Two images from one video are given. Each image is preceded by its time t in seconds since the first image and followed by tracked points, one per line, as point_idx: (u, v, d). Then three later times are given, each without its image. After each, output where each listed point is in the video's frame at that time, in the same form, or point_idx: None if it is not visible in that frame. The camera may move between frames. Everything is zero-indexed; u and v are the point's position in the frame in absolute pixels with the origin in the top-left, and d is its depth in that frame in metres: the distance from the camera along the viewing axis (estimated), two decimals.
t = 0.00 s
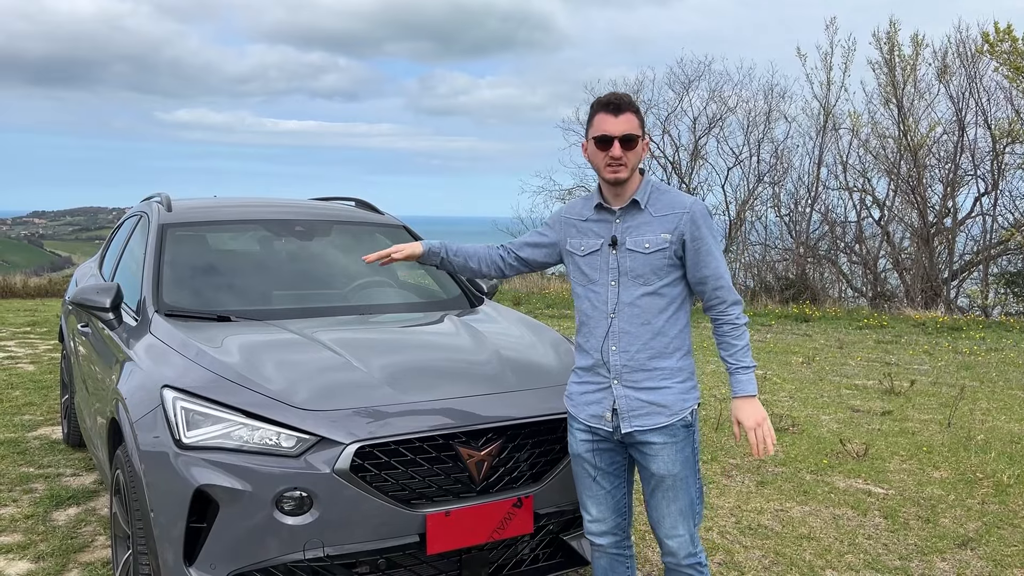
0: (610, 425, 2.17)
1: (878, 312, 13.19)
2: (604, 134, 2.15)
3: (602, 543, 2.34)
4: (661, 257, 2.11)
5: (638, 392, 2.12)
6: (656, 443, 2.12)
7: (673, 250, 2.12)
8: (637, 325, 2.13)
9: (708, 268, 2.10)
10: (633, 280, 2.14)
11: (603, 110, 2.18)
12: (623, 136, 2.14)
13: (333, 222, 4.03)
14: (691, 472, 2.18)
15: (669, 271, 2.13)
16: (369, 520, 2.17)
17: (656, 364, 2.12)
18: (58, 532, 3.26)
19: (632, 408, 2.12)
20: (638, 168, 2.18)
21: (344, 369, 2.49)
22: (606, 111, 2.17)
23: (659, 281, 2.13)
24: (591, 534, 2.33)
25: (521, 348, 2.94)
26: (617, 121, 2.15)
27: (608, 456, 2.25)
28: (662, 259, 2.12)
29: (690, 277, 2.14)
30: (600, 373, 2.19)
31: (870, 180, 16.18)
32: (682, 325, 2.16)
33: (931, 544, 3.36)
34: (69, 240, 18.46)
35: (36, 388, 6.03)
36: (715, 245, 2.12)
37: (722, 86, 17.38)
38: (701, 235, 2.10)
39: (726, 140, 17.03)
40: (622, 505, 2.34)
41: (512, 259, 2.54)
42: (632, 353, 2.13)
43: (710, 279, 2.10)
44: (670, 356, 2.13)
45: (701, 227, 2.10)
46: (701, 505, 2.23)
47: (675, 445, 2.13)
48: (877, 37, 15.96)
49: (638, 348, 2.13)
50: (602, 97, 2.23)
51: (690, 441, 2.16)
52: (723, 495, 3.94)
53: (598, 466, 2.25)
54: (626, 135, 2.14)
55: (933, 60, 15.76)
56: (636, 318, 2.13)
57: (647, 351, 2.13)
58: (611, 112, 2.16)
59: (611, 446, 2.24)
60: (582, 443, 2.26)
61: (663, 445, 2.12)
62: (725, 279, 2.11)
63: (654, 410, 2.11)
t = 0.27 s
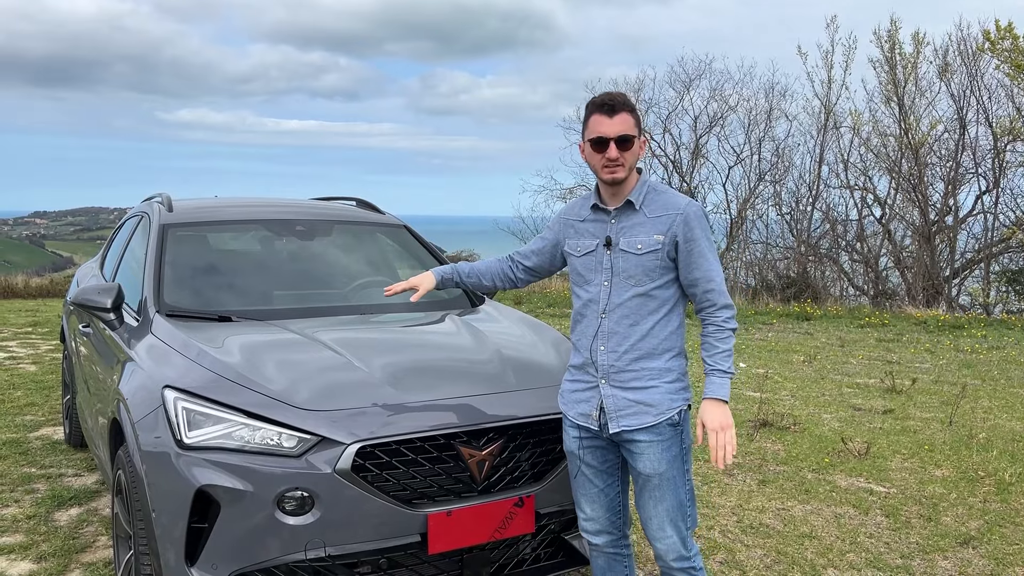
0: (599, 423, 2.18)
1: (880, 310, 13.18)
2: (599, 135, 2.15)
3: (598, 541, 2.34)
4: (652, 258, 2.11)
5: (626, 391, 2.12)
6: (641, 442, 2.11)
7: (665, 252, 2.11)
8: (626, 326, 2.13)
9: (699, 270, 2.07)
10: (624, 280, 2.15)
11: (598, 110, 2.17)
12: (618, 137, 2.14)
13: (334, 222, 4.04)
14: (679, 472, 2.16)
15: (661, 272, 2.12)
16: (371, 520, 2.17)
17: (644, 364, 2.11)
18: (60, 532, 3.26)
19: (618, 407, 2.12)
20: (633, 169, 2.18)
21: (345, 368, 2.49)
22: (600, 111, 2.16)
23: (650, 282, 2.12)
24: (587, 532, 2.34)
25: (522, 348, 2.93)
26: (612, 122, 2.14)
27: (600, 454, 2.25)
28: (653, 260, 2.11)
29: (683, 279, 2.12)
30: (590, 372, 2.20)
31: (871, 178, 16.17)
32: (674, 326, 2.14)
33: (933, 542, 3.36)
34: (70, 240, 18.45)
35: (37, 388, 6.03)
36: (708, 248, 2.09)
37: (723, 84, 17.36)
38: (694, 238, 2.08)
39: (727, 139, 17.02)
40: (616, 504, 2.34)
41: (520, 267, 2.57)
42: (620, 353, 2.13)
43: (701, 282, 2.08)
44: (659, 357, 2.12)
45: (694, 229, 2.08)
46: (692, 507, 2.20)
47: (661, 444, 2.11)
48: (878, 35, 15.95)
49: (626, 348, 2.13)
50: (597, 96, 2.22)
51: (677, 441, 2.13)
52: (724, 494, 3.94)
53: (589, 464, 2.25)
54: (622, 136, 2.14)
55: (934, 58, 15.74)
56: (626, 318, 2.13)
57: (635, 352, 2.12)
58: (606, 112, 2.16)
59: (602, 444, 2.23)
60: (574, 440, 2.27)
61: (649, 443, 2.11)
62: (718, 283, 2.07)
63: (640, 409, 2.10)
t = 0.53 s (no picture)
0: (586, 422, 2.18)
1: (881, 309, 13.17)
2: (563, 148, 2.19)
3: (595, 541, 2.34)
4: (641, 258, 2.10)
5: (613, 390, 2.12)
6: (627, 443, 2.11)
7: (653, 252, 2.09)
8: (614, 325, 2.13)
9: (683, 271, 2.03)
10: (613, 280, 2.15)
11: (567, 121, 2.19)
12: (573, 150, 2.15)
13: (335, 223, 4.03)
14: (665, 474, 2.14)
15: (649, 272, 2.10)
16: (371, 520, 2.17)
17: (631, 364, 2.11)
18: (61, 533, 3.27)
19: (605, 406, 2.12)
20: (603, 176, 2.16)
21: (345, 369, 2.49)
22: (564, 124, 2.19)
23: (638, 281, 2.11)
24: (583, 531, 2.34)
25: (523, 348, 2.93)
26: (570, 135, 2.16)
27: (593, 453, 2.25)
28: (642, 259, 2.10)
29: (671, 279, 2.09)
30: (581, 371, 2.22)
31: (872, 177, 16.16)
32: (663, 328, 2.13)
33: (934, 542, 3.36)
34: (70, 239, 18.46)
35: (38, 389, 6.03)
36: (696, 248, 2.04)
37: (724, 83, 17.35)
38: (682, 238, 2.05)
39: (728, 138, 17.02)
40: (611, 503, 2.33)
41: (523, 265, 2.58)
42: (608, 353, 2.13)
43: (684, 283, 2.03)
44: (646, 358, 2.11)
45: (682, 229, 2.05)
46: (681, 509, 2.18)
47: (646, 446, 2.10)
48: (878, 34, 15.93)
49: (614, 347, 2.13)
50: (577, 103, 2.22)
51: (664, 442, 2.12)
52: (725, 493, 3.93)
53: (581, 463, 2.25)
54: (577, 149, 2.15)
55: (935, 57, 15.72)
56: (614, 317, 2.13)
57: (622, 351, 2.12)
58: (569, 124, 2.18)
59: (594, 443, 2.23)
60: (567, 438, 2.27)
61: (633, 444, 2.10)
62: (701, 283, 2.01)
63: (626, 409, 2.09)
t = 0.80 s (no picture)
0: (584, 423, 2.19)
1: (881, 309, 13.17)
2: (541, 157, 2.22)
3: (597, 539, 2.34)
4: (630, 261, 2.10)
5: (609, 392, 2.12)
6: (623, 443, 2.11)
7: (643, 253, 2.09)
8: (608, 327, 2.13)
9: (675, 270, 2.02)
10: (605, 283, 2.15)
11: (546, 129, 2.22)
12: (548, 160, 2.18)
13: (335, 223, 4.03)
14: (661, 475, 2.14)
15: (640, 275, 2.10)
16: (372, 521, 2.17)
17: (627, 366, 2.10)
18: (61, 534, 3.26)
19: (602, 408, 2.13)
20: (582, 182, 2.17)
21: (345, 369, 2.49)
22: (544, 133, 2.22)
23: (630, 283, 2.11)
24: (585, 529, 2.34)
25: (524, 348, 2.93)
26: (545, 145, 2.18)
27: (593, 451, 2.25)
28: (633, 262, 2.10)
29: (664, 280, 2.08)
30: (578, 374, 2.22)
31: (873, 177, 16.16)
32: (658, 328, 2.12)
33: (934, 542, 3.35)
34: (70, 240, 18.47)
35: (38, 390, 6.03)
36: (685, 247, 2.03)
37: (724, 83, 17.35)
38: (669, 238, 2.04)
39: (728, 138, 17.02)
40: (613, 502, 2.33)
41: (537, 281, 2.60)
42: (603, 355, 2.13)
43: (678, 283, 2.02)
44: (643, 359, 2.10)
45: (670, 229, 2.05)
46: (676, 510, 2.18)
47: (642, 446, 2.10)
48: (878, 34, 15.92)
49: (608, 350, 2.13)
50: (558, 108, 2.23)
51: (659, 443, 2.11)
52: (726, 494, 3.93)
53: (581, 461, 2.26)
54: (549, 159, 2.17)
55: (935, 57, 15.71)
56: (607, 320, 2.14)
57: (617, 354, 2.12)
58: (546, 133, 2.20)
59: (593, 442, 2.23)
60: (567, 436, 2.27)
61: (629, 445, 2.10)
62: (694, 282, 2.00)
63: (622, 411, 2.09)
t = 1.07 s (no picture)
0: (590, 424, 2.18)
1: (882, 311, 13.17)
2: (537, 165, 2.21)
3: (601, 541, 2.34)
4: (632, 261, 2.10)
5: (616, 394, 2.12)
6: (631, 443, 2.10)
7: (645, 253, 2.10)
8: (613, 329, 2.13)
9: (678, 269, 2.03)
10: (608, 284, 2.15)
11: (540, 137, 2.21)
12: (544, 168, 2.16)
13: (336, 224, 4.03)
14: (669, 474, 2.14)
15: (643, 274, 2.10)
16: (373, 522, 2.16)
17: (633, 366, 2.11)
18: (61, 535, 3.26)
19: (609, 410, 2.12)
20: (581, 187, 2.16)
21: (346, 370, 2.49)
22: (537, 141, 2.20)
23: (633, 284, 2.11)
24: (588, 531, 2.34)
25: (525, 350, 2.93)
26: (542, 152, 2.17)
27: (597, 453, 2.25)
28: (635, 262, 2.10)
29: (667, 279, 2.08)
30: (583, 376, 2.22)
31: (873, 179, 16.17)
32: (662, 327, 2.12)
33: (936, 544, 3.35)
34: (71, 240, 18.49)
35: (39, 390, 6.03)
36: (687, 245, 2.04)
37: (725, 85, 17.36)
38: (671, 236, 2.04)
39: (728, 140, 17.03)
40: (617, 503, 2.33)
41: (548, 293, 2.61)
42: (608, 357, 2.13)
43: (683, 280, 2.02)
44: (649, 360, 2.10)
45: (671, 228, 2.05)
46: (684, 509, 2.18)
47: (650, 445, 2.09)
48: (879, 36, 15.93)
49: (613, 351, 2.13)
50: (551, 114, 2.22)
51: (666, 442, 2.11)
52: (727, 495, 3.93)
53: (586, 464, 2.25)
54: (547, 166, 2.15)
55: (936, 58, 15.72)
56: (612, 321, 2.13)
57: (623, 354, 2.11)
58: (541, 141, 2.18)
59: (598, 443, 2.23)
60: (571, 438, 2.27)
61: (637, 444, 2.10)
62: (699, 279, 2.01)
63: (629, 411, 2.09)
